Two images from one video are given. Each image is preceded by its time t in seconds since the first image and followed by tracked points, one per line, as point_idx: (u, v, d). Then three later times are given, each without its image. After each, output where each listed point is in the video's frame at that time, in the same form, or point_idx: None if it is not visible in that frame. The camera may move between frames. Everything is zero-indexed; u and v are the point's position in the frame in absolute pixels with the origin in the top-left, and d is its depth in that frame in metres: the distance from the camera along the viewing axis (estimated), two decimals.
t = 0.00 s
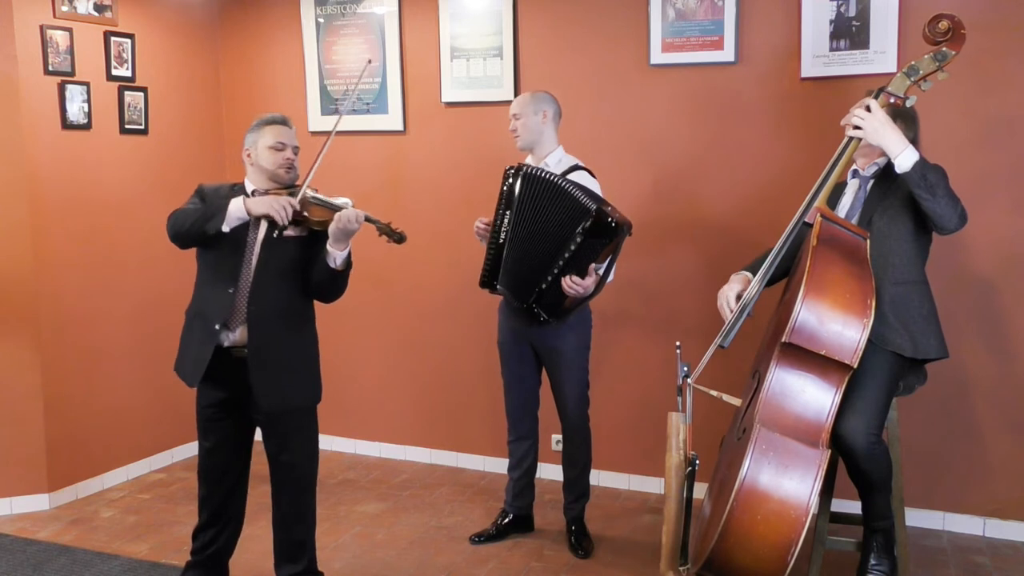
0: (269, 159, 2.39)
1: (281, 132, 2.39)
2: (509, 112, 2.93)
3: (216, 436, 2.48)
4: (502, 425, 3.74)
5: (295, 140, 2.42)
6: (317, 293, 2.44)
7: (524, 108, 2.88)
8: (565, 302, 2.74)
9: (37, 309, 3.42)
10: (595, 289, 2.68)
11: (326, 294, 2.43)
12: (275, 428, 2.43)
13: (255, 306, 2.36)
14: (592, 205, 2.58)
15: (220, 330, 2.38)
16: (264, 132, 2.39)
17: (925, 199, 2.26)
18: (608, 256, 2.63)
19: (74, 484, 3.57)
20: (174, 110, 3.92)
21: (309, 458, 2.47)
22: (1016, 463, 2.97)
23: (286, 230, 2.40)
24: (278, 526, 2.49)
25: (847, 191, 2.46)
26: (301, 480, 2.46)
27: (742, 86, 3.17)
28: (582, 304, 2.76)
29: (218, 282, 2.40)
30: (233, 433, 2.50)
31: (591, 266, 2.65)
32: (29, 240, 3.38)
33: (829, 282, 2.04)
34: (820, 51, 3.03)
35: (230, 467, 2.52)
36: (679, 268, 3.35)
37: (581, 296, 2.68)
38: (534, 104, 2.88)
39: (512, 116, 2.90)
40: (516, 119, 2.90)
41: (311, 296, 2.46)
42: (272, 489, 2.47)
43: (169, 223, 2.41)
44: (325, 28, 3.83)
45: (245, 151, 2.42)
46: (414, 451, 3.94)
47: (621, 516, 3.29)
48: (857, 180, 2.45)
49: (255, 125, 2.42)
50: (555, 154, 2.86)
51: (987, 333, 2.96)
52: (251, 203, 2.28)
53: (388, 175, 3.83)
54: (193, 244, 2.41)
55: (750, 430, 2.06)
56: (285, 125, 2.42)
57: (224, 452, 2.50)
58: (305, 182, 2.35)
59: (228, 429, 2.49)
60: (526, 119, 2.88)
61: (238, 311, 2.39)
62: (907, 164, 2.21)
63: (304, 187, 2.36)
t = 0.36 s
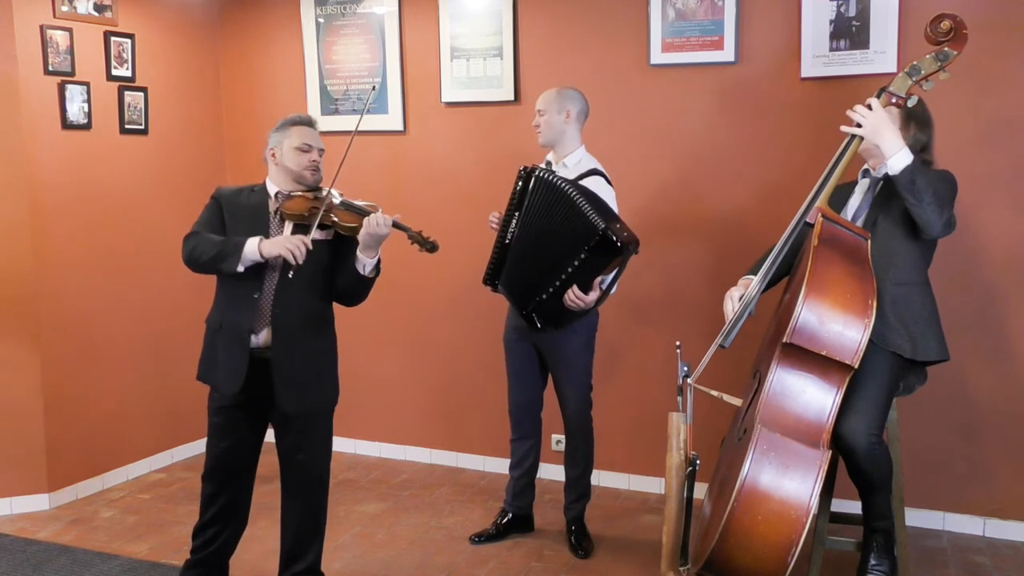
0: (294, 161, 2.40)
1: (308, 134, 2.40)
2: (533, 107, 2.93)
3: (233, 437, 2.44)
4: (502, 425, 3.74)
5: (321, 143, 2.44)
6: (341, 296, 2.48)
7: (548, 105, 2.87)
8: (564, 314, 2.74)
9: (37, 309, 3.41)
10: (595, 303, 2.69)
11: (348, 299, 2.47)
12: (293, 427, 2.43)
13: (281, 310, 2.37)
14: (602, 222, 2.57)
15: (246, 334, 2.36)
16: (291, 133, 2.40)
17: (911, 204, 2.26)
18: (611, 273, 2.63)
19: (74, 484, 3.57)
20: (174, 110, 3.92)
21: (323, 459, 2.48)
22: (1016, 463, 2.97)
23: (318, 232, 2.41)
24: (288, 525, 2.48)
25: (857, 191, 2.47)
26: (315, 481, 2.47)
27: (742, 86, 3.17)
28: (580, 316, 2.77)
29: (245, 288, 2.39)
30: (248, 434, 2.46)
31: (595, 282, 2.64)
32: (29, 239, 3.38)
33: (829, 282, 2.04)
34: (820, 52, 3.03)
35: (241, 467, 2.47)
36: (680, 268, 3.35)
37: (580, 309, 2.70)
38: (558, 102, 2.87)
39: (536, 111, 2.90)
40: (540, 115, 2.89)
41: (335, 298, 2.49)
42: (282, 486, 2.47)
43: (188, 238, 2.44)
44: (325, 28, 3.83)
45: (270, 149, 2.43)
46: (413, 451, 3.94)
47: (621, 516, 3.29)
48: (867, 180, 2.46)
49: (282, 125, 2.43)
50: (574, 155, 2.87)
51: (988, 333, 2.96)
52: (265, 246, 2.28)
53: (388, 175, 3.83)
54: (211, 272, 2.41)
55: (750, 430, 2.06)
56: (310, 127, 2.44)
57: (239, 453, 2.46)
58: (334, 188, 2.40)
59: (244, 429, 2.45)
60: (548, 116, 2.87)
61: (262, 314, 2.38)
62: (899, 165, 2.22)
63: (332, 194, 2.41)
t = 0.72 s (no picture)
0: (311, 162, 2.40)
1: (325, 135, 2.40)
2: (552, 105, 2.91)
3: (242, 437, 2.44)
4: (501, 425, 3.74)
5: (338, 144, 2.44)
6: (355, 299, 2.50)
7: (566, 104, 2.87)
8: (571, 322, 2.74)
9: (37, 308, 3.41)
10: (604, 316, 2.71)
11: (362, 301, 2.50)
12: (302, 428, 2.43)
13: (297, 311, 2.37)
14: (621, 240, 2.57)
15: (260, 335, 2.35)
16: (308, 133, 2.40)
17: (912, 204, 2.25)
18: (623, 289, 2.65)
19: (74, 484, 3.57)
20: (173, 110, 3.92)
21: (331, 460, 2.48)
22: (1016, 462, 2.97)
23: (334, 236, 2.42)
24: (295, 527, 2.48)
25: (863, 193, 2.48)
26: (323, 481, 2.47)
27: (742, 86, 3.17)
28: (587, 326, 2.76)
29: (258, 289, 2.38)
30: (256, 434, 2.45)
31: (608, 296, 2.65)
32: (29, 239, 3.38)
33: (830, 282, 2.04)
34: (820, 51, 3.03)
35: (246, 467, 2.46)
36: (680, 268, 3.35)
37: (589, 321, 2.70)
38: (576, 103, 2.87)
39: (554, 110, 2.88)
40: (557, 114, 2.87)
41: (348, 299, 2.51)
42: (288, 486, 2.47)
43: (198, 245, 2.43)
44: (325, 28, 3.83)
45: (286, 149, 2.43)
46: (414, 451, 3.94)
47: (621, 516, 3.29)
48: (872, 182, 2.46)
49: (298, 125, 2.43)
50: (587, 158, 2.86)
51: (987, 333, 2.97)
52: (271, 278, 2.28)
53: (388, 175, 3.83)
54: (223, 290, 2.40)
55: (750, 430, 2.06)
56: (327, 127, 2.43)
57: (246, 452, 2.45)
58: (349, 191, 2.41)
59: (252, 429, 2.44)
60: (565, 116, 2.86)
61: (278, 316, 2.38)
62: (902, 165, 2.20)
63: (348, 197, 2.42)
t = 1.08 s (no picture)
0: (318, 162, 2.41)
1: (332, 135, 2.42)
2: (559, 105, 2.89)
3: (245, 438, 2.43)
4: (501, 425, 3.74)
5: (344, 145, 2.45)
6: (360, 299, 2.50)
7: (574, 105, 2.85)
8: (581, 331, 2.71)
9: (38, 308, 3.41)
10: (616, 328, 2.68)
11: (368, 301, 2.49)
12: (305, 428, 2.44)
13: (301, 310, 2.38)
14: (641, 254, 2.55)
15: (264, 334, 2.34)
16: (314, 134, 2.41)
17: (913, 205, 2.26)
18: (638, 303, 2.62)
19: (74, 484, 3.57)
20: (173, 110, 3.92)
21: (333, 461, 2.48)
22: (1015, 463, 2.97)
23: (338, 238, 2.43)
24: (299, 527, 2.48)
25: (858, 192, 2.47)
26: (326, 481, 2.47)
27: (741, 86, 3.17)
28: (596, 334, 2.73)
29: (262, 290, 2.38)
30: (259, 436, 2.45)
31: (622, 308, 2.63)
32: (29, 239, 3.38)
33: (830, 282, 2.04)
34: (820, 51, 3.03)
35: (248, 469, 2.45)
36: (679, 268, 3.35)
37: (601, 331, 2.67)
38: (586, 105, 2.84)
39: (562, 111, 2.87)
40: (565, 115, 2.86)
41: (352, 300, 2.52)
42: (291, 486, 2.47)
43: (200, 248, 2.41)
44: (325, 28, 3.83)
45: (292, 149, 2.44)
46: (413, 451, 3.94)
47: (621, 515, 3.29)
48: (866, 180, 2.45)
49: (304, 126, 2.44)
50: (592, 159, 2.86)
51: (987, 334, 2.96)
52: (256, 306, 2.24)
53: (388, 175, 3.83)
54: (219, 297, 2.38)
55: (750, 430, 2.06)
56: (333, 128, 2.44)
57: (249, 453, 2.45)
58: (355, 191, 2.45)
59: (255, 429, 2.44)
60: (574, 118, 2.84)
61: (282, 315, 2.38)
62: (903, 165, 2.21)
63: (354, 198, 2.46)
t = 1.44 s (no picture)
0: (314, 161, 2.39)
1: (329, 135, 2.40)
2: (556, 105, 2.89)
3: (243, 437, 2.43)
4: (501, 425, 3.75)
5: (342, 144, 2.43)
6: (355, 300, 2.47)
7: (570, 105, 2.84)
8: (587, 331, 2.70)
9: (38, 308, 3.41)
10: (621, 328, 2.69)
11: (365, 301, 2.45)
12: (300, 429, 2.43)
13: (293, 309, 2.36)
14: (649, 255, 2.56)
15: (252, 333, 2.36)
16: (312, 133, 2.40)
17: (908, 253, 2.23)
18: (644, 304, 2.64)
19: (75, 484, 3.57)
20: (173, 110, 3.92)
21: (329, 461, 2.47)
22: (1014, 463, 2.97)
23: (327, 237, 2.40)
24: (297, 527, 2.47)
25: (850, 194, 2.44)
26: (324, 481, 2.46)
27: (742, 86, 3.18)
28: (600, 335, 2.73)
29: (251, 289, 2.39)
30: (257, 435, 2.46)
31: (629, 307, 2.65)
32: (29, 239, 3.38)
33: (830, 282, 2.04)
34: (820, 51, 3.03)
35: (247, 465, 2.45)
36: (680, 268, 3.35)
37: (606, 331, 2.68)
38: (584, 105, 2.84)
39: (559, 111, 2.87)
40: (562, 115, 2.86)
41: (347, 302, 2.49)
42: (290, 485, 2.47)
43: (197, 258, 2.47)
44: (325, 28, 3.82)
45: (291, 149, 2.43)
46: (413, 451, 3.94)
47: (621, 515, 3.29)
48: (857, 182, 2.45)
49: (303, 126, 2.43)
50: (589, 160, 2.86)
51: (985, 333, 2.97)
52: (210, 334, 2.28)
53: (388, 176, 3.83)
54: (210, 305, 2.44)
55: (750, 431, 2.06)
56: (332, 128, 2.43)
57: (246, 452, 2.45)
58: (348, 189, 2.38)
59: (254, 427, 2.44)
60: (571, 118, 2.84)
61: (273, 315, 2.37)
62: (887, 224, 2.19)
63: (348, 195, 2.38)
